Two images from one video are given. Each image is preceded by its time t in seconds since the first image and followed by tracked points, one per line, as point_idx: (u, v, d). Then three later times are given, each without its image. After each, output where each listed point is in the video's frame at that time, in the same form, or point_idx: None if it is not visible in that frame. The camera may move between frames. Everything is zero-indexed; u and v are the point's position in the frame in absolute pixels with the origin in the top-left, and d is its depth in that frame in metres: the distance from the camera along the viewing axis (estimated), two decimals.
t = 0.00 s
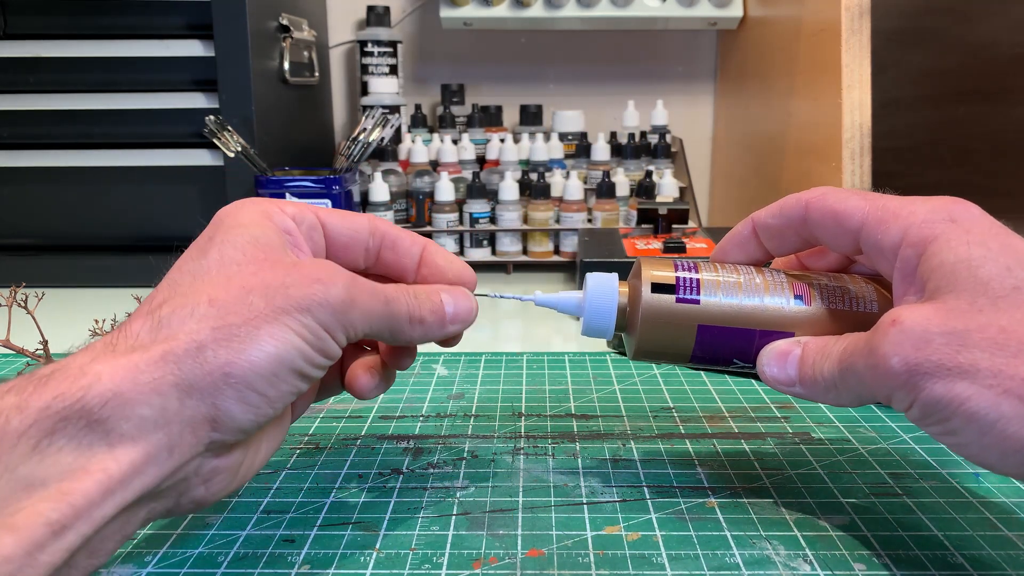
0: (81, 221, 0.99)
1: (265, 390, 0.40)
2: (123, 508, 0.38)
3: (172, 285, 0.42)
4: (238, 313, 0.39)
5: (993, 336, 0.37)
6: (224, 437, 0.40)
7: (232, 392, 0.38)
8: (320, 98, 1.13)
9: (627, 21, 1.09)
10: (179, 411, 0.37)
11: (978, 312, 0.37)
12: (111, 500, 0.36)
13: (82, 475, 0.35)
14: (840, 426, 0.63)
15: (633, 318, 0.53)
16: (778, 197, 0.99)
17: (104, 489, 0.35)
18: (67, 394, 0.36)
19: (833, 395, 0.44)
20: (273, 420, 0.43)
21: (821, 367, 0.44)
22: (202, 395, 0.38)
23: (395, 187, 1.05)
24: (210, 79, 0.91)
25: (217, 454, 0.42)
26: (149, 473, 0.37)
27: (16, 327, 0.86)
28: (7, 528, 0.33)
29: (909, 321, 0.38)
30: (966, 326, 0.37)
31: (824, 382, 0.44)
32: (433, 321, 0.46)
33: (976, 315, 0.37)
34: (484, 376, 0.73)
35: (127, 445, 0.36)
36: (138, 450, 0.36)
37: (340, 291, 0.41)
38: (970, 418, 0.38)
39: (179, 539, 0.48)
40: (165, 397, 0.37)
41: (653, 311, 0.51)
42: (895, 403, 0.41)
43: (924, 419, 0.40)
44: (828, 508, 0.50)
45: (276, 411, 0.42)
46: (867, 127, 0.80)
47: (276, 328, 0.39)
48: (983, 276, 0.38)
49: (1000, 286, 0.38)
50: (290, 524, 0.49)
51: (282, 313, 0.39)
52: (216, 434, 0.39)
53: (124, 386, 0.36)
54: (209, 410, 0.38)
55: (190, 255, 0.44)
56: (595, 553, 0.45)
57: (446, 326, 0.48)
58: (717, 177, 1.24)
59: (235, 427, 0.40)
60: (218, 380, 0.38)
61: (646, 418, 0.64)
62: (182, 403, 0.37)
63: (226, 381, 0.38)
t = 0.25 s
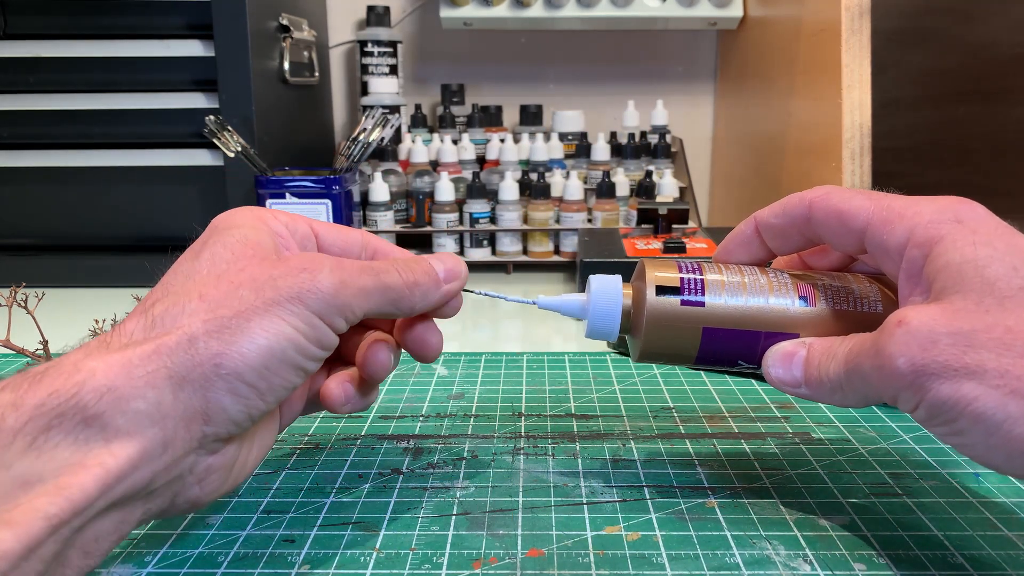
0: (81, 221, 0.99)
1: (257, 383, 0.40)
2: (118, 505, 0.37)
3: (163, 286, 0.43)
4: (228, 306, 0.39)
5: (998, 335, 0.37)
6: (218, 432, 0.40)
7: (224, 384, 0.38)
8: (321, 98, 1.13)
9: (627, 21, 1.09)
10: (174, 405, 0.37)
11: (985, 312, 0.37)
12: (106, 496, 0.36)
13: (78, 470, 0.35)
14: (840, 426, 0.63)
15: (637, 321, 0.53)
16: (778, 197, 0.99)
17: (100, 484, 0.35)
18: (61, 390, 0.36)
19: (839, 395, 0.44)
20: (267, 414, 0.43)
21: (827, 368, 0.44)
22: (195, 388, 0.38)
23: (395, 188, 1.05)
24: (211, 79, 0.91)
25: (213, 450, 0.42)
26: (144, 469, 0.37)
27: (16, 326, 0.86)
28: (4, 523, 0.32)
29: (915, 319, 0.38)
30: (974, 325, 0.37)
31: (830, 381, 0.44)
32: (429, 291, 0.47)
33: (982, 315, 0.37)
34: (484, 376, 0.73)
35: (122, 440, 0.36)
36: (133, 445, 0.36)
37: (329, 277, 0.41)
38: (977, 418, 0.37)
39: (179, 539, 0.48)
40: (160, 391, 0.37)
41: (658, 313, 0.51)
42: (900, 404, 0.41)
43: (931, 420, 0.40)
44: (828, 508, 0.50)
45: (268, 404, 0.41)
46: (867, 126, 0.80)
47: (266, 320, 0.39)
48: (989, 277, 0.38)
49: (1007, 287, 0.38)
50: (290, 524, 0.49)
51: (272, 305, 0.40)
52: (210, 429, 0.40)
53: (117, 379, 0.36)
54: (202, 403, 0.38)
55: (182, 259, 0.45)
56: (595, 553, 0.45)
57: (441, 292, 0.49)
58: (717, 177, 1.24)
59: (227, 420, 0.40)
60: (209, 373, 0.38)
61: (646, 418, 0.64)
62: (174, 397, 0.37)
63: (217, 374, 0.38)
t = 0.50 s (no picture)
0: (81, 221, 0.98)
1: (212, 336, 0.41)
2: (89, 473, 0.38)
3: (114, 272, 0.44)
4: (167, 273, 0.41)
5: (1014, 332, 0.37)
6: (185, 392, 0.42)
7: (179, 342, 0.40)
8: (321, 98, 1.13)
9: (627, 21, 1.09)
10: (126, 364, 0.38)
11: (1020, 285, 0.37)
12: (72, 459, 0.36)
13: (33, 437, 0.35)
14: (840, 426, 0.63)
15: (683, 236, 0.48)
16: (779, 197, 0.99)
17: (59, 447, 0.36)
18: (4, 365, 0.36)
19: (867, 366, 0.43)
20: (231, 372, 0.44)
21: (857, 332, 0.42)
22: (148, 345, 0.39)
23: (395, 187, 1.05)
24: (211, 79, 0.91)
25: (185, 409, 0.43)
26: (108, 432, 0.38)
27: (14, 326, 0.86)
28: None
29: (956, 306, 0.37)
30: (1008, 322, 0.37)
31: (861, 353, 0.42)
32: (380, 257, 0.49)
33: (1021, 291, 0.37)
34: (484, 376, 0.73)
35: (76, 402, 0.37)
36: (89, 407, 0.37)
37: (265, 241, 0.43)
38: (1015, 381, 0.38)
39: (179, 539, 0.48)
40: (108, 353, 0.38)
41: (687, 247, 0.48)
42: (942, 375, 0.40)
43: (959, 389, 0.40)
44: (828, 508, 0.50)
45: (229, 357, 0.43)
46: (866, 126, 0.80)
47: (208, 277, 0.41)
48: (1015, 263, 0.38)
49: None
50: (290, 524, 0.49)
51: (214, 266, 0.42)
52: (173, 390, 0.41)
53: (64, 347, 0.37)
54: (159, 360, 0.40)
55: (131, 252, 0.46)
56: (595, 553, 0.45)
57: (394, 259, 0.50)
58: (717, 177, 1.24)
59: (189, 378, 0.41)
60: (159, 334, 0.39)
61: (646, 418, 0.64)
62: (128, 359, 0.38)
63: (167, 335, 0.40)
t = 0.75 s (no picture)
0: (81, 221, 0.99)
1: (174, 310, 0.41)
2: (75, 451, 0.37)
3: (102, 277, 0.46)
4: (121, 267, 0.43)
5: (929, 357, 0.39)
6: (161, 367, 0.42)
7: (139, 317, 0.41)
8: (321, 98, 1.13)
9: (626, 21, 1.09)
10: (90, 345, 0.39)
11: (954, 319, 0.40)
12: (50, 441, 0.36)
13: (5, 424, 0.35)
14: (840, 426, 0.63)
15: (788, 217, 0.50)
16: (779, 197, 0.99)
17: (31, 429, 0.35)
18: None
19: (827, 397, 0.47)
20: (203, 347, 0.44)
21: (817, 368, 0.47)
22: (108, 325, 0.40)
23: (395, 187, 1.05)
24: (210, 79, 0.91)
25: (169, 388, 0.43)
26: (80, 412, 0.37)
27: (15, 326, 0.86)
28: None
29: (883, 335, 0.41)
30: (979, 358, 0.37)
31: (818, 386, 0.46)
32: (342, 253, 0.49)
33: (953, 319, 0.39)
34: (484, 376, 0.73)
35: (43, 388, 0.37)
36: (58, 390, 0.37)
37: (219, 221, 0.45)
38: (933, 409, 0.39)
39: (179, 539, 0.48)
40: (68, 337, 0.39)
41: (790, 232, 0.50)
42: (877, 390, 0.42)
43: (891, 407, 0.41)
44: (828, 508, 0.50)
45: (196, 331, 0.43)
46: (867, 127, 0.79)
47: (158, 255, 0.42)
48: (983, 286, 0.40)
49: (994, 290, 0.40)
50: (290, 525, 0.49)
51: (164, 248, 0.43)
52: (148, 364, 0.41)
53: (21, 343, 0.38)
54: (122, 338, 0.40)
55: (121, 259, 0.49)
56: (595, 553, 0.45)
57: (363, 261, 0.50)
58: (717, 177, 1.24)
59: (159, 353, 0.41)
60: (117, 315, 0.40)
61: (646, 418, 0.64)
62: (87, 340, 0.39)
63: (127, 315, 0.40)
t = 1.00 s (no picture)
0: (81, 221, 0.98)
1: (187, 310, 0.41)
2: (88, 447, 0.37)
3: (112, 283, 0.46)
4: (131, 269, 0.43)
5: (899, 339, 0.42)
6: (174, 364, 0.42)
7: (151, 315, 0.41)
8: (320, 98, 1.13)
9: (626, 21, 1.09)
10: (101, 343, 0.39)
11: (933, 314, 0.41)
12: (60, 437, 0.36)
13: (17, 420, 0.35)
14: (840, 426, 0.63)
15: (723, 216, 0.53)
16: (778, 197, 0.99)
17: (43, 424, 0.35)
18: None
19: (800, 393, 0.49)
20: (214, 347, 0.44)
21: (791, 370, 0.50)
22: (120, 324, 0.40)
23: (395, 187, 1.05)
24: (210, 78, 0.91)
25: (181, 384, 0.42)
26: (91, 407, 0.37)
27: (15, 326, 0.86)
28: None
29: (848, 320, 0.44)
30: (952, 337, 0.41)
31: (793, 382, 0.49)
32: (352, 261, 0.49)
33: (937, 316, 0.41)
34: (484, 376, 0.73)
35: (54, 384, 0.37)
36: (68, 386, 0.37)
37: (226, 231, 0.45)
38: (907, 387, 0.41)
39: (179, 539, 0.48)
40: (80, 335, 0.39)
41: (721, 231, 0.53)
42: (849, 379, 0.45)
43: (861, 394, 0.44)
44: (829, 508, 0.50)
45: (208, 329, 0.43)
46: (866, 126, 0.78)
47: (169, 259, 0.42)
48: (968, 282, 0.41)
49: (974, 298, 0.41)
50: (290, 525, 0.49)
51: (175, 252, 0.43)
52: (162, 362, 0.41)
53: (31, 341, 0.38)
54: (134, 337, 0.40)
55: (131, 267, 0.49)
56: (595, 553, 0.45)
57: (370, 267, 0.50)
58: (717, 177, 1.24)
59: (172, 351, 0.41)
60: (128, 314, 0.40)
61: (646, 418, 0.64)
62: (98, 338, 0.39)
63: (139, 313, 0.40)
